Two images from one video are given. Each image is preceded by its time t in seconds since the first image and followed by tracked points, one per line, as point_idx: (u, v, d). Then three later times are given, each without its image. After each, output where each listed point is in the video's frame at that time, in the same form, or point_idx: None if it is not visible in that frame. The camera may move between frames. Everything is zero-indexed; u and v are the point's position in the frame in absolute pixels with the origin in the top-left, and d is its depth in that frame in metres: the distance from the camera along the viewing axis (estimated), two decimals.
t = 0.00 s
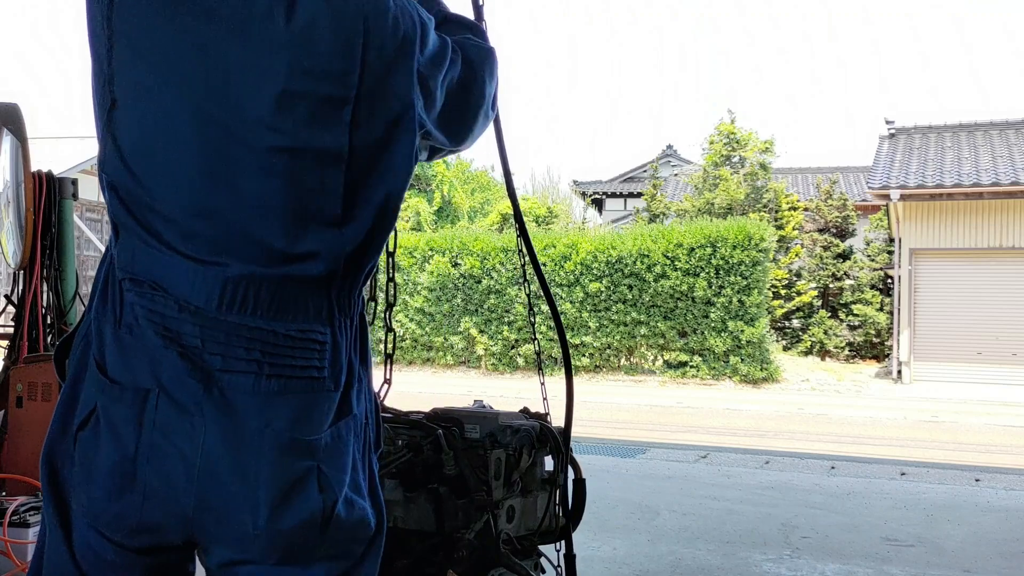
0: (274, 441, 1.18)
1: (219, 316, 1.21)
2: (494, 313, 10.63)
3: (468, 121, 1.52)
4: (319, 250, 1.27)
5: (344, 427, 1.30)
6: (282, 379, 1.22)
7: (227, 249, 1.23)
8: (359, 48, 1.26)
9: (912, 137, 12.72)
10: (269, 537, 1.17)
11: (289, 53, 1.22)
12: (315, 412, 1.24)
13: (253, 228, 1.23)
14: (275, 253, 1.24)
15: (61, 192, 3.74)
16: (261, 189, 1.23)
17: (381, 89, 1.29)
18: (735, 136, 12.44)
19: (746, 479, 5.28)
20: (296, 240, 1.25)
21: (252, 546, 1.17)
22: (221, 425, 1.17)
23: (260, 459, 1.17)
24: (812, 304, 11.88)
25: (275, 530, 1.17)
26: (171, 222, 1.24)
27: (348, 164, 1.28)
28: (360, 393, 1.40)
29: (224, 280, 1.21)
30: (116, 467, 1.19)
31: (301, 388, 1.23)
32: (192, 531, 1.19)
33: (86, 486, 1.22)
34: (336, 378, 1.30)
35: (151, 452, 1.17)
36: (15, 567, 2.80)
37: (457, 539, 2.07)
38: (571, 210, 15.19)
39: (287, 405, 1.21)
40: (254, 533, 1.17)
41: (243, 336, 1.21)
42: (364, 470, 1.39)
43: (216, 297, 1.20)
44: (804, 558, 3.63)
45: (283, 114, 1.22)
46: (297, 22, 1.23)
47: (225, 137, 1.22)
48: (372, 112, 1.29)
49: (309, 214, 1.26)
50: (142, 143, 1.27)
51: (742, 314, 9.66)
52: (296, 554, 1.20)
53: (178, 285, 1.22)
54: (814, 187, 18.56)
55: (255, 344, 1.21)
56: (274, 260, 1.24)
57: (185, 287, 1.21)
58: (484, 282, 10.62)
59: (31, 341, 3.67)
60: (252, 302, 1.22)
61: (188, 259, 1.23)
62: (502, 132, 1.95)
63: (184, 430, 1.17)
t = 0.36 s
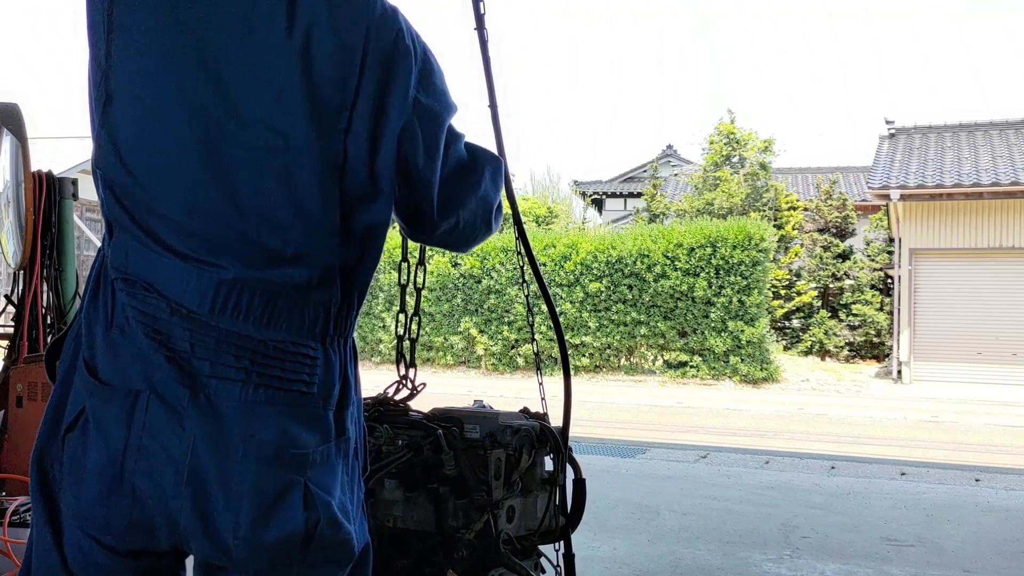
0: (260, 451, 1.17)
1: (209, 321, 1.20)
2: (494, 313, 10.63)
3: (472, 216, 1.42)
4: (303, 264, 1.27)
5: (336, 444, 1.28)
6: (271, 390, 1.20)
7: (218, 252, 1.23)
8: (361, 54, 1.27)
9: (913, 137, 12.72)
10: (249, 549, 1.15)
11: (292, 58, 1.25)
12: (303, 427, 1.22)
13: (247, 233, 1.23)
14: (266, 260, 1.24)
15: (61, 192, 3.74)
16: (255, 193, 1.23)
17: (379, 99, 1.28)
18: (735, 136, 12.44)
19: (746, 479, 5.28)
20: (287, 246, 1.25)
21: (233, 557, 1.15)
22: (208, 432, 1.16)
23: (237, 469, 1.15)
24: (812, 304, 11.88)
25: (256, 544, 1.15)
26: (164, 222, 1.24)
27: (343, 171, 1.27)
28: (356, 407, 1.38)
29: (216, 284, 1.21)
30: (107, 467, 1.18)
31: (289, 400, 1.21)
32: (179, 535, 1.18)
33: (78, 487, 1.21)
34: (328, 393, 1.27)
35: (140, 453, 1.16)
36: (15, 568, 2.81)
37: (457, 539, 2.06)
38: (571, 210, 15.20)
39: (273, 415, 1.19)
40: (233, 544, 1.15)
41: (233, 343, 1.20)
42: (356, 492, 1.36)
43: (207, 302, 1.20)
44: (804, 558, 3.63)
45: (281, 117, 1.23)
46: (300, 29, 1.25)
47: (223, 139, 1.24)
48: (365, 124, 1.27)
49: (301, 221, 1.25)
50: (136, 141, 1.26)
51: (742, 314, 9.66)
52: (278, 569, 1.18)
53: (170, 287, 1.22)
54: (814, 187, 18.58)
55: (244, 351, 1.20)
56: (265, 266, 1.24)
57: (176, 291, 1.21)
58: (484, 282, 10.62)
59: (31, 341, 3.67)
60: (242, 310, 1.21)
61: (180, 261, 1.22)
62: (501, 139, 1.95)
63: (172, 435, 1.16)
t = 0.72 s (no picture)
0: (234, 457, 1.09)
1: (184, 320, 1.11)
2: (494, 313, 10.63)
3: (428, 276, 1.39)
4: (284, 266, 1.17)
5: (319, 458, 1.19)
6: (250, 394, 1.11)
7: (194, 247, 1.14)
8: (359, 60, 1.20)
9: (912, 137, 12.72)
10: (219, 559, 1.08)
11: (283, 45, 1.17)
12: (281, 435, 1.13)
13: (225, 231, 1.13)
14: (244, 262, 1.15)
15: (61, 192, 3.73)
16: (237, 183, 1.15)
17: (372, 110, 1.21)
18: (735, 136, 12.45)
19: (746, 479, 5.27)
20: (269, 246, 1.16)
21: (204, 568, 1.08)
22: (181, 435, 1.08)
23: (208, 471, 1.07)
24: (812, 304, 11.87)
25: (226, 552, 1.08)
26: (141, 214, 1.16)
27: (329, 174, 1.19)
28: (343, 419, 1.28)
29: (193, 284, 1.12)
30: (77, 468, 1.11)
31: (265, 406, 1.12)
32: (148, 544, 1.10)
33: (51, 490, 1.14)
34: (307, 401, 1.18)
35: (111, 455, 1.09)
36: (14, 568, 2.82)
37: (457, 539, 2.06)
38: (571, 210, 15.21)
39: (251, 419, 1.11)
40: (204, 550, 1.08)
41: (208, 345, 1.11)
42: (343, 513, 1.26)
43: (183, 300, 1.12)
44: (804, 558, 3.63)
45: (265, 105, 1.15)
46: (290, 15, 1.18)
47: (206, 130, 1.15)
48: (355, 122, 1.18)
49: (282, 223, 1.16)
50: (117, 126, 1.19)
51: (742, 314, 9.66)
52: None
53: (146, 283, 1.13)
54: (814, 187, 18.59)
55: (218, 355, 1.11)
56: (243, 267, 1.14)
57: (152, 289, 1.13)
58: (483, 282, 10.62)
59: (31, 341, 3.67)
60: (221, 308, 1.12)
61: (155, 257, 1.14)
62: (500, 140, 1.96)
63: (142, 435, 1.08)
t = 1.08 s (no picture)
0: (152, 462, 0.98)
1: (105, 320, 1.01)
2: (494, 313, 10.61)
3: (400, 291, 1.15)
4: (209, 263, 1.03)
5: (256, 464, 1.05)
6: (171, 394, 1.00)
7: (111, 243, 1.02)
8: (278, 33, 1.03)
9: (912, 137, 12.72)
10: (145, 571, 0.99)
11: (197, 15, 1.04)
12: (206, 438, 1.01)
13: (143, 229, 1.02)
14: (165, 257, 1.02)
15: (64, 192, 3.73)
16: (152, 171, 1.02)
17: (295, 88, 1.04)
18: (735, 136, 12.46)
19: (745, 479, 5.27)
20: (193, 239, 1.02)
21: None
22: (103, 441, 0.99)
23: (126, 477, 0.98)
24: (812, 304, 11.86)
25: (150, 560, 0.99)
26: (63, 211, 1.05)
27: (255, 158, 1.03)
28: (283, 424, 1.11)
29: (115, 287, 1.01)
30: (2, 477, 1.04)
31: (186, 411, 1.00)
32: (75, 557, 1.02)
33: None
34: (234, 403, 1.03)
35: (36, 464, 1.02)
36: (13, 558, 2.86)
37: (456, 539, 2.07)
38: (571, 210, 15.22)
39: (176, 417, 1.00)
40: (127, 558, 0.99)
41: (130, 347, 1.01)
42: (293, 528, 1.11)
43: (107, 300, 1.02)
44: (804, 558, 3.63)
45: (178, 81, 1.03)
46: None
47: (120, 123, 1.04)
48: (278, 100, 1.03)
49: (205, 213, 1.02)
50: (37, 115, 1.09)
51: (742, 314, 9.66)
52: None
53: (72, 284, 1.04)
54: (813, 187, 18.61)
55: (136, 357, 1.01)
56: (164, 263, 1.02)
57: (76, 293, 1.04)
58: (483, 282, 10.63)
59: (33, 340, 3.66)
60: (141, 304, 1.01)
61: (79, 260, 1.04)
62: (494, 135, 1.96)
63: (64, 442, 1.00)
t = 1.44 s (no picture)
0: (33, 477, 0.86)
1: None
2: (494, 313, 10.61)
3: (404, 223, 1.06)
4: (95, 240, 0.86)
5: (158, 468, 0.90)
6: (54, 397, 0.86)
7: None
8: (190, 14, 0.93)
9: (912, 137, 12.73)
10: None
11: None
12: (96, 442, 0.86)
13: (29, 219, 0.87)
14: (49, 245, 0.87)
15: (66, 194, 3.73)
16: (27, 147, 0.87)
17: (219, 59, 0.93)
18: (735, 136, 12.47)
19: (746, 479, 5.27)
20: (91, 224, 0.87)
21: None
22: None
23: (12, 493, 0.86)
24: (812, 304, 11.86)
25: None
26: None
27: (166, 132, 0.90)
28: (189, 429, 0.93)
29: None
30: None
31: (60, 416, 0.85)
32: None
33: None
34: (121, 403, 0.87)
35: None
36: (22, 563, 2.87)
37: (457, 539, 2.08)
38: (571, 210, 15.23)
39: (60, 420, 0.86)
40: None
41: None
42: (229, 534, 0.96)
43: None
44: (804, 558, 3.63)
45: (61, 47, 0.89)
46: None
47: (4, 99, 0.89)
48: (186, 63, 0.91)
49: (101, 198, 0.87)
50: None
51: (742, 314, 9.67)
52: None
53: None
54: (813, 187, 18.64)
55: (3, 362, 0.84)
56: (47, 251, 0.86)
57: None
58: (483, 282, 10.60)
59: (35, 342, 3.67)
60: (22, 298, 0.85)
61: None
62: (494, 133, 1.96)
63: None
